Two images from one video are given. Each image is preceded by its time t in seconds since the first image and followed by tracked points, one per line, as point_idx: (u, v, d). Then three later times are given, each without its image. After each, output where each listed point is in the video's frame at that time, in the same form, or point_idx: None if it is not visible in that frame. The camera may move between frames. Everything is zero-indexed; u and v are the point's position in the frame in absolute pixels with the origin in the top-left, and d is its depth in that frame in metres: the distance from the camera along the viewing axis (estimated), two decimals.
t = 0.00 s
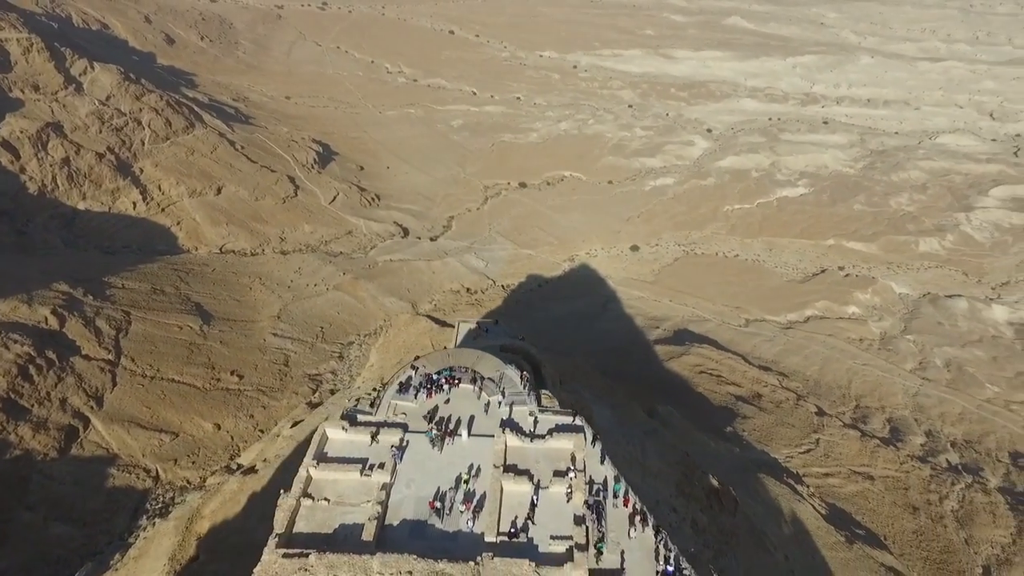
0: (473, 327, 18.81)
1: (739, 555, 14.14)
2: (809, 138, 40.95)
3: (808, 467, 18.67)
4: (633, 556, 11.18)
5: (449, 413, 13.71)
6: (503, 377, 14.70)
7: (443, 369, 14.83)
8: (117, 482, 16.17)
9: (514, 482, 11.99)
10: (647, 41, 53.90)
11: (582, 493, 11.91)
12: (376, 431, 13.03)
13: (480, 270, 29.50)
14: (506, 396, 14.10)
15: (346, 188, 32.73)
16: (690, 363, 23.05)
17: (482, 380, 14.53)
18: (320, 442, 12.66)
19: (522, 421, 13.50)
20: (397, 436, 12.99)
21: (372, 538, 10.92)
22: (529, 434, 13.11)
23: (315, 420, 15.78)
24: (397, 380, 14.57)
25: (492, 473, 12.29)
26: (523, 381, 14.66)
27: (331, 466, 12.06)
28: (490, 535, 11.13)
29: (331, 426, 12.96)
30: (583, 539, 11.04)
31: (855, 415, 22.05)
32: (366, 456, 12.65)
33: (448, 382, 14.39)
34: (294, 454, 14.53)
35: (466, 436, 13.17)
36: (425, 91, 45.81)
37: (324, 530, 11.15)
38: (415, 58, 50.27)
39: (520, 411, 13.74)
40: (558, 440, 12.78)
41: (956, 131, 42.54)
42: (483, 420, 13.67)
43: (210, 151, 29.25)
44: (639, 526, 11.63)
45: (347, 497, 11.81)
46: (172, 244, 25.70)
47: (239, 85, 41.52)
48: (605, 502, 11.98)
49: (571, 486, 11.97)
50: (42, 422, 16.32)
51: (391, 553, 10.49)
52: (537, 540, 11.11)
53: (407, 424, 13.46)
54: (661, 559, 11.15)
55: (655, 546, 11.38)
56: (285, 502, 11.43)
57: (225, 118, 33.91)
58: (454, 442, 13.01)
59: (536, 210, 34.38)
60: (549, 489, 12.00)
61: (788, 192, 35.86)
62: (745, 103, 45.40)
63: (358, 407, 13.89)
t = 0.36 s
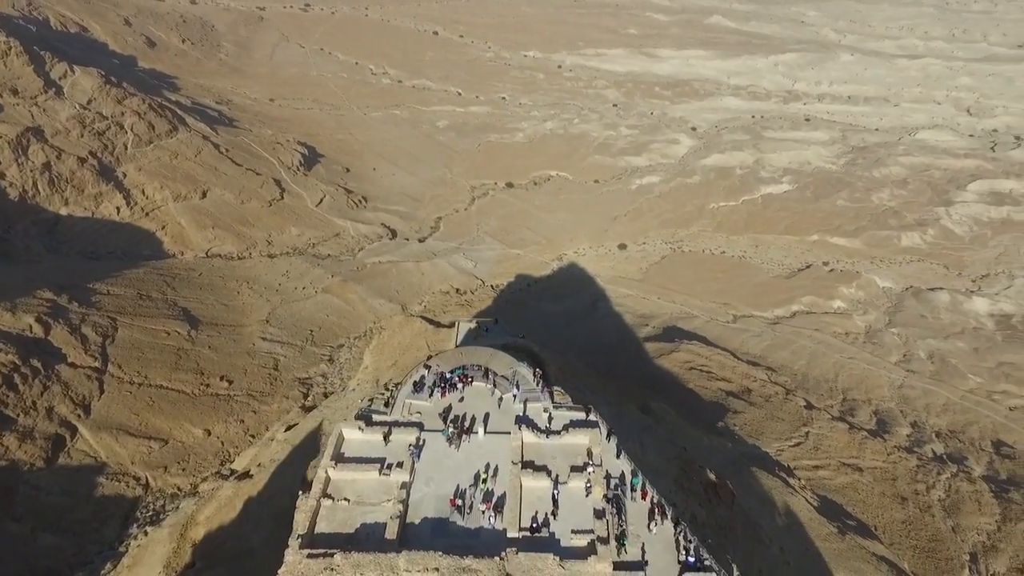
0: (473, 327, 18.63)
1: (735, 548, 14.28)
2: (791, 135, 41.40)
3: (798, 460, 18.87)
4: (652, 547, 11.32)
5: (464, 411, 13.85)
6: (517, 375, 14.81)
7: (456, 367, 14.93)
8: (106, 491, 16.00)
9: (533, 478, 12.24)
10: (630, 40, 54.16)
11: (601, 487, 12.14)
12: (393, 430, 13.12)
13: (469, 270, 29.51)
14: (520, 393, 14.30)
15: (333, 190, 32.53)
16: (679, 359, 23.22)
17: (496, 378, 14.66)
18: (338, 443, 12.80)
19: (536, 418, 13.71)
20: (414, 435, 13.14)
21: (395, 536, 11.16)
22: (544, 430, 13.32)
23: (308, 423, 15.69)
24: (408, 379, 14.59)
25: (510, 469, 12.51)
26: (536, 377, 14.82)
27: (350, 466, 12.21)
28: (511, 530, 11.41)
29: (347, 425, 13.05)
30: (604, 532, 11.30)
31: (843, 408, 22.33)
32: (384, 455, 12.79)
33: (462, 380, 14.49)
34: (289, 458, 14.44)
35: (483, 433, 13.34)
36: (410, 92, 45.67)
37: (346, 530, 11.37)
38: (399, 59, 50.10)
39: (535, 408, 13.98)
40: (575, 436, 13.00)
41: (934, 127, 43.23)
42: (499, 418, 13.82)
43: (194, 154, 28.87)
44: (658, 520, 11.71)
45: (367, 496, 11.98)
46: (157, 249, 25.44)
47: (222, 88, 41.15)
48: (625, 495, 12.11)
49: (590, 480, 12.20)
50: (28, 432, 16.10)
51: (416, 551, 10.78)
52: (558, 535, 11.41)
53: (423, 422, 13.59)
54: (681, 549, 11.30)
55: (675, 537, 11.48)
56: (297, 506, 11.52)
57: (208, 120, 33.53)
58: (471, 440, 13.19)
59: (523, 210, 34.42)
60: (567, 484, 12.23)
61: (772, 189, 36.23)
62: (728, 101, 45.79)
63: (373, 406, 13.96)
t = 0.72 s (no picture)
0: (471, 325, 17.78)
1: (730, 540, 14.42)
2: (770, 132, 41.91)
3: (787, 451, 19.12)
4: (670, 537, 11.37)
5: (477, 409, 13.80)
6: (530, 372, 14.73)
7: (467, 366, 14.86)
8: (92, 502, 15.75)
9: (554, 474, 12.19)
10: (610, 39, 54.44)
11: (618, 480, 12.14)
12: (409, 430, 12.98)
13: (455, 271, 29.47)
14: (531, 389, 14.24)
15: (316, 193, 32.30)
16: (666, 355, 23.41)
17: (507, 374, 14.59)
18: (353, 443, 12.64)
19: (549, 413, 13.70)
20: (429, 433, 13.03)
21: (418, 534, 11.08)
22: (559, 425, 13.33)
23: (300, 428, 15.59)
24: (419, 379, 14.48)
25: (528, 465, 12.48)
26: (547, 373, 14.76)
27: (368, 466, 12.06)
28: (534, 525, 11.39)
29: (362, 425, 12.89)
30: (625, 523, 11.29)
31: (827, 399, 22.67)
32: (401, 454, 12.66)
33: (475, 377, 14.40)
34: (282, 463, 14.30)
35: (499, 430, 13.31)
36: (391, 93, 45.47)
37: (367, 529, 11.26)
38: (379, 60, 49.85)
39: (547, 404, 13.94)
40: (591, 431, 12.97)
41: (908, 122, 44.04)
42: (513, 415, 13.77)
43: (174, 159, 28.44)
44: (675, 511, 11.76)
45: (386, 496, 11.86)
46: (137, 255, 25.05)
47: (200, 91, 40.62)
48: (643, 488, 12.16)
49: (607, 473, 12.22)
50: (10, 444, 15.81)
51: (442, 548, 10.70)
52: (580, 528, 11.38)
53: (437, 420, 13.50)
54: (699, 538, 11.31)
55: (693, 527, 11.52)
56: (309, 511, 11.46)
57: (187, 125, 33.10)
58: (486, 437, 13.15)
59: (508, 210, 34.45)
60: (584, 478, 12.24)
61: (752, 185, 36.67)
62: (708, 99, 46.23)
63: (385, 406, 13.82)
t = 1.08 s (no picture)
0: (466, 324, 17.47)
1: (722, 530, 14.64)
2: (746, 128, 42.49)
3: (772, 442, 19.40)
4: (687, 525, 11.49)
5: (487, 407, 13.73)
6: (540, 369, 14.60)
7: (475, 363, 14.75)
8: (74, 516, 15.45)
9: (568, 467, 12.33)
10: (586, 38, 54.71)
11: (632, 471, 12.27)
12: (421, 428, 12.95)
13: (438, 273, 29.44)
14: (541, 385, 14.20)
15: (295, 197, 32.00)
16: (651, 351, 23.63)
17: (517, 371, 14.52)
18: (367, 444, 12.70)
19: (560, 408, 13.69)
20: (442, 432, 12.99)
21: (439, 531, 11.19)
22: (570, 420, 13.34)
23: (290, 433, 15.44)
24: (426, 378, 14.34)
25: (542, 459, 12.57)
26: (556, 369, 14.68)
27: (383, 467, 12.13)
28: (552, 517, 11.54)
29: (375, 426, 12.91)
30: (642, 514, 11.45)
31: (809, 389, 23.08)
32: (415, 452, 12.68)
33: (484, 375, 14.31)
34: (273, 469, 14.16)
35: (511, 427, 13.27)
36: (368, 95, 45.19)
37: (387, 529, 11.38)
38: (355, 62, 49.50)
39: (557, 399, 13.92)
40: (602, 424, 13.06)
41: (879, 116, 44.96)
42: (524, 411, 13.71)
43: (149, 165, 27.97)
44: (690, 501, 11.81)
45: (403, 495, 11.96)
46: (113, 263, 24.58)
47: (173, 96, 39.96)
48: (657, 479, 12.18)
49: (621, 466, 12.32)
50: None
51: (464, 544, 10.85)
52: (597, 519, 11.58)
53: (448, 419, 13.43)
54: (714, 526, 11.40)
55: (708, 516, 11.59)
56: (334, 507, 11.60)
57: (162, 130, 32.51)
58: (499, 434, 13.12)
59: (489, 210, 34.49)
60: (599, 470, 12.36)
61: (730, 181, 37.15)
62: (684, 96, 46.70)
63: (395, 406, 13.69)
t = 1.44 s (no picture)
0: (461, 323, 17.39)
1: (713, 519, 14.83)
2: (720, 124, 43.04)
3: (757, 433, 19.69)
4: (702, 511, 11.44)
5: (498, 403, 13.47)
6: (548, 364, 14.49)
7: (484, 361, 14.53)
8: (56, 532, 15.07)
9: (584, 460, 12.14)
10: (560, 38, 54.92)
11: (645, 462, 12.26)
12: (434, 428, 12.64)
13: (419, 275, 29.36)
14: (549, 381, 14.05)
15: (273, 201, 31.60)
16: (635, 347, 23.81)
17: (525, 367, 14.38)
18: (379, 445, 12.33)
19: (570, 403, 13.55)
20: (455, 429, 12.69)
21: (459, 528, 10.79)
22: (581, 414, 13.22)
23: (278, 439, 15.31)
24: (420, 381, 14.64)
25: (557, 453, 12.29)
26: (564, 366, 14.57)
27: (399, 466, 11.77)
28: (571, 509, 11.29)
29: (388, 426, 12.53)
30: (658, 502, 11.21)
31: (789, 380, 23.50)
32: (429, 451, 12.33)
33: (494, 372, 14.07)
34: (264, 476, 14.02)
35: (524, 423, 13.02)
36: (343, 98, 44.84)
37: (406, 528, 10.95)
38: (329, 64, 49.07)
39: (566, 394, 13.78)
40: (613, 417, 13.00)
41: (849, 110, 45.86)
42: (534, 407, 13.51)
43: (121, 172, 27.41)
44: (704, 490, 11.76)
45: (420, 493, 11.56)
46: (87, 273, 24.05)
47: (143, 101, 39.20)
48: (669, 469, 12.17)
49: (634, 458, 12.22)
50: None
51: (486, 539, 10.41)
52: (614, 510, 11.36)
53: (460, 417, 13.14)
54: (728, 512, 11.36)
55: (722, 503, 11.53)
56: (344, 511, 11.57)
57: (134, 136, 31.86)
58: (512, 430, 12.84)
59: (469, 210, 34.47)
60: (613, 463, 12.20)
61: (706, 177, 37.62)
62: (659, 94, 47.16)
63: (405, 404, 13.35)
